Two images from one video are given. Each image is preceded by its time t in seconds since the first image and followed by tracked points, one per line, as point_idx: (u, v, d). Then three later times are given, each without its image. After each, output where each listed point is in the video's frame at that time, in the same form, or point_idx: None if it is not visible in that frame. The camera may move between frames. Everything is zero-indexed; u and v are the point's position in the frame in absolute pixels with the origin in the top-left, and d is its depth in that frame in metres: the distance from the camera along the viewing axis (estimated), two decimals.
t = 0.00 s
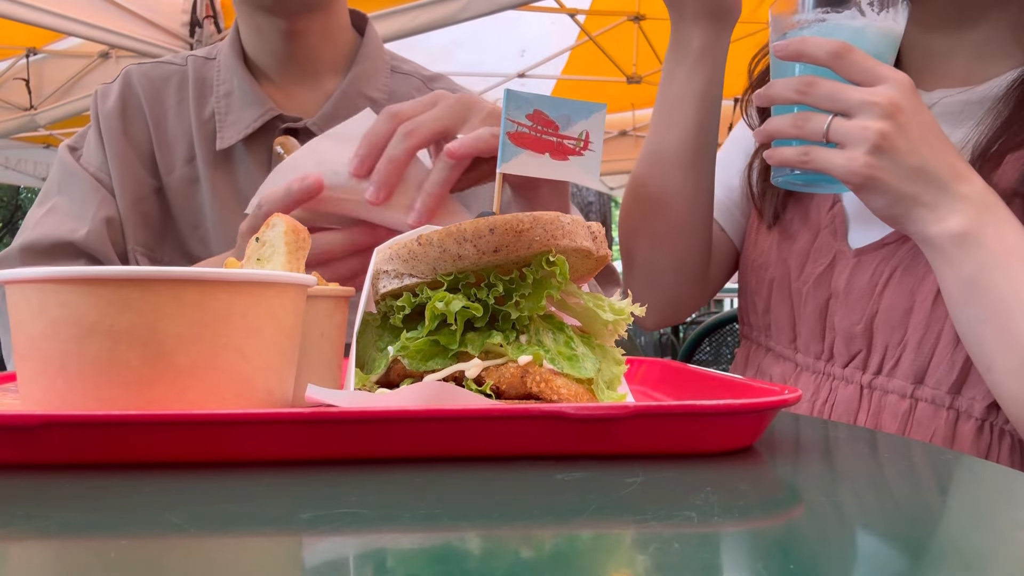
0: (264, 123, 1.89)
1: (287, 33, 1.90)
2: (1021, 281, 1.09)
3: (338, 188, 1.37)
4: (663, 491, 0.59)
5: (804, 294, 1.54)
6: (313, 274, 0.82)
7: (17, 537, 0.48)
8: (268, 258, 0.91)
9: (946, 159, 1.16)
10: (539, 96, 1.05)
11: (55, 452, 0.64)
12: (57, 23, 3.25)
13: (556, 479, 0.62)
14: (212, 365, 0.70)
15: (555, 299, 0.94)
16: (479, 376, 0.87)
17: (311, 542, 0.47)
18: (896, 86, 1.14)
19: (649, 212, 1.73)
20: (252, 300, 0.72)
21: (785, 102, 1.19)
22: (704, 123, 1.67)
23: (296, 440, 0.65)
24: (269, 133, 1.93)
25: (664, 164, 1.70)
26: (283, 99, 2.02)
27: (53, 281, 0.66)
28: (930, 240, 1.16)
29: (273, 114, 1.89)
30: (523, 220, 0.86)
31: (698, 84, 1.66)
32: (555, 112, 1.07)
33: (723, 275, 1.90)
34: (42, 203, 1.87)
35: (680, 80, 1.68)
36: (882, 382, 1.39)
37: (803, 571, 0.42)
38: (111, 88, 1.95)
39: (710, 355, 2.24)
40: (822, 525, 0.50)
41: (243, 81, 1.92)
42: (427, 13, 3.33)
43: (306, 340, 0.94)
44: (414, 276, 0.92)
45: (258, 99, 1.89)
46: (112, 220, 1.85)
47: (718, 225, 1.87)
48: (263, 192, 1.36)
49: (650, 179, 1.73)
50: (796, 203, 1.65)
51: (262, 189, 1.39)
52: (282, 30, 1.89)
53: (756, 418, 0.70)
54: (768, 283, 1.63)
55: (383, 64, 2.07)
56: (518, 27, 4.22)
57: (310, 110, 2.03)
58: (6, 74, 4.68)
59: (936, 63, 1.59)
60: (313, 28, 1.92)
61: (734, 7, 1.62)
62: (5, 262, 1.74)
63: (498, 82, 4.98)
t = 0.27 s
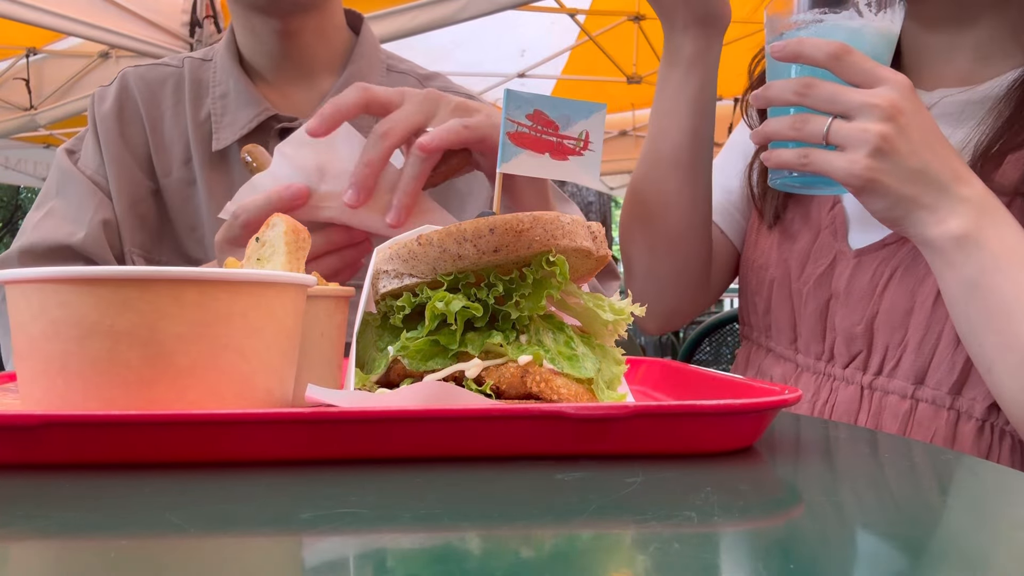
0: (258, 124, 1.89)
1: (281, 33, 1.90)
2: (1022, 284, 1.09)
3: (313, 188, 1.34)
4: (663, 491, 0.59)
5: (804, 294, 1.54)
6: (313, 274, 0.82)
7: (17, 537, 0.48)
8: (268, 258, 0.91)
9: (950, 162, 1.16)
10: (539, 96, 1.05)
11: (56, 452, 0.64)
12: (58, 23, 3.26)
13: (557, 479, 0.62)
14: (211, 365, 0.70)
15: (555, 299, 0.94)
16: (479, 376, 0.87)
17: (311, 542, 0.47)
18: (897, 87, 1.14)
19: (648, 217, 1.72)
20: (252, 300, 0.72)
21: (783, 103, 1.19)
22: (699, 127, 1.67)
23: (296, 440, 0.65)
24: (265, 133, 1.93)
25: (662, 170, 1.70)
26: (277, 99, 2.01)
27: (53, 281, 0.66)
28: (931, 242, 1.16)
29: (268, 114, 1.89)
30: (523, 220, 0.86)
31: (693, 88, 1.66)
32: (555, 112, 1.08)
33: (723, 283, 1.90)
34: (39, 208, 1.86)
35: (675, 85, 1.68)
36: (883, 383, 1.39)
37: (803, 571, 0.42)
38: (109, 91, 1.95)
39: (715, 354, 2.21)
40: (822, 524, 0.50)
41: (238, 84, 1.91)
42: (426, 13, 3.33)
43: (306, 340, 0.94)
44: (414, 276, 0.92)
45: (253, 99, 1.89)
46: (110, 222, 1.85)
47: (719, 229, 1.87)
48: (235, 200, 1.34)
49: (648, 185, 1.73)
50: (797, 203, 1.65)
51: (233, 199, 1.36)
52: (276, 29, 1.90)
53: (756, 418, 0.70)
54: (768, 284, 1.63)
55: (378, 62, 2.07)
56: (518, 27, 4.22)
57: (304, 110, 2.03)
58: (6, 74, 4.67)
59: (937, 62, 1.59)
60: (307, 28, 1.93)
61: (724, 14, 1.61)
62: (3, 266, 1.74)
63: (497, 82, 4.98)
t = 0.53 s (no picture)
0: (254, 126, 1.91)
1: (277, 32, 1.91)
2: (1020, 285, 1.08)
3: (280, 176, 1.30)
4: (663, 491, 0.59)
5: (803, 295, 1.54)
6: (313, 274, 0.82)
7: (17, 537, 0.48)
8: (268, 258, 0.91)
9: (943, 161, 1.14)
10: (539, 96, 1.05)
11: (56, 452, 0.64)
12: (58, 23, 3.26)
13: (557, 479, 0.62)
14: (212, 365, 0.70)
15: (554, 299, 0.94)
16: (479, 376, 0.87)
17: (311, 542, 0.47)
18: (893, 89, 1.13)
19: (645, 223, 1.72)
20: (252, 300, 0.72)
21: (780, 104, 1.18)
22: (692, 131, 1.65)
23: (297, 440, 0.65)
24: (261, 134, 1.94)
25: (658, 175, 1.69)
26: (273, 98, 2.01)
27: (53, 281, 0.66)
28: (928, 244, 1.15)
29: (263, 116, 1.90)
30: (523, 220, 0.86)
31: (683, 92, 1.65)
32: (555, 112, 1.08)
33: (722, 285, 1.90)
34: (36, 210, 1.87)
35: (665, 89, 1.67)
36: (882, 383, 1.39)
37: (803, 571, 0.42)
38: (105, 93, 1.95)
39: (716, 355, 2.20)
40: (821, 525, 0.50)
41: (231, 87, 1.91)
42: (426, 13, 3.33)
43: (306, 340, 0.94)
44: (414, 276, 0.92)
45: (249, 99, 1.90)
46: (105, 226, 1.86)
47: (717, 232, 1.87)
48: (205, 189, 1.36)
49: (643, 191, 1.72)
50: (796, 203, 1.65)
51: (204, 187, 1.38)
52: (272, 29, 1.90)
53: (756, 418, 0.70)
54: (767, 285, 1.63)
55: (374, 61, 2.05)
56: (517, 27, 4.22)
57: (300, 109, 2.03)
58: (6, 74, 4.67)
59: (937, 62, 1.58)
60: (302, 27, 1.93)
61: (711, 16, 1.60)
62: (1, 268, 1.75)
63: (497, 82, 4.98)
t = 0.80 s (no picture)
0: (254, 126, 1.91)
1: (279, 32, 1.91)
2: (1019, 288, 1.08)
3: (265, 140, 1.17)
4: (663, 491, 0.59)
5: (801, 295, 1.54)
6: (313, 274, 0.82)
7: (17, 537, 0.48)
8: (268, 258, 0.91)
9: (943, 163, 1.14)
10: (539, 96, 1.05)
11: (56, 452, 0.64)
12: (59, 24, 3.26)
13: (557, 479, 0.62)
14: (212, 365, 0.70)
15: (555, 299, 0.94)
16: (479, 376, 0.87)
17: (312, 542, 0.47)
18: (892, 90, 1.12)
19: (641, 229, 1.72)
20: (252, 300, 0.72)
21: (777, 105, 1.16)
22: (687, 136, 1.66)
23: (297, 440, 0.65)
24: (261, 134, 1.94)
25: (654, 181, 1.70)
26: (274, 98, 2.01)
27: (53, 281, 0.66)
28: (926, 246, 1.15)
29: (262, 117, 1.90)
30: (523, 220, 0.86)
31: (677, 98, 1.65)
32: (555, 112, 1.08)
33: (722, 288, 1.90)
34: (30, 204, 1.85)
35: (660, 97, 1.68)
36: (880, 383, 1.39)
37: (803, 571, 0.42)
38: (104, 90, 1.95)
39: (716, 354, 2.20)
40: (820, 524, 0.51)
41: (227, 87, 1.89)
42: (426, 13, 3.33)
43: (306, 340, 0.94)
44: (414, 276, 0.92)
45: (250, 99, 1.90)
46: (99, 219, 1.87)
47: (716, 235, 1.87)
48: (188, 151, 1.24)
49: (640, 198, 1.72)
50: (795, 203, 1.65)
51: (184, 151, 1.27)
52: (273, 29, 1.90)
53: (756, 418, 0.70)
54: (765, 286, 1.63)
55: (374, 61, 2.06)
56: (517, 26, 4.22)
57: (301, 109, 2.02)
58: (6, 74, 4.67)
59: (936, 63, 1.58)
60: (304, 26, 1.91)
61: (705, 21, 1.59)
62: None
63: (497, 82, 4.98)
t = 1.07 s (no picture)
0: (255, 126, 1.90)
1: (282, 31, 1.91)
2: (1016, 288, 1.09)
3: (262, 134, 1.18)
4: (662, 491, 0.59)
5: (801, 296, 1.54)
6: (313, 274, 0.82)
7: (17, 537, 0.48)
8: (268, 258, 0.91)
9: (940, 165, 1.14)
10: (539, 96, 1.05)
11: (56, 452, 0.64)
12: (58, 24, 3.26)
13: (557, 479, 0.62)
14: (211, 366, 0.70)
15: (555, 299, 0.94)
16: (479, 376, 0.87)
17: (312, 542, 0.47)
18: (889, 91, 1.12)
19: (640, 232, 1.72)
20: (252, 300, 0.73)
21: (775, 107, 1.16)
22: (684, 139, 1.66)
23: (297, 440, 0.65)
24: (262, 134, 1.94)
25: (652, 184, 1.70)
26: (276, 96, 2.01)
27: (53, 281, 0.66)
28: (924, 248, 1.15)
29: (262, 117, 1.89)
30: (523, 220, 0.86)
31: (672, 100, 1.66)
32: (555, 112, 1.08)
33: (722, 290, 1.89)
34: (34, 199, 1.87)
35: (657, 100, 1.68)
36: (880, 384, 1.39)
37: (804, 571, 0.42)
38: (108, 88, 1.95)
39: (716, 353, 2.21)
40: (820, 523, 0.51)
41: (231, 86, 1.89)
42: (426, 14, 3.33)
43: (305, 340, 0.94)
44: (414, 276, 0.92)
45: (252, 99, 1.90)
46: (102, 215, 1.87)
47: (715, 234, 1.87)
48: (186, 149, 1.23)
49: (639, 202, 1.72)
50: (795, 203, 1.65)
51: (183, 151, 1.26)
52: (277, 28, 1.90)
53: (756, 418, 0.70)
54: (764, 286, 1.63)
55: (377, 61, 2.06)
56: (517, 26, 4.22)
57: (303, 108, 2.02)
58: (7, 74, 4.66)
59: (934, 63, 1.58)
60: (309, 26, 1.94)
61: (700, 22, 1.59)
62: None
63: (497, 82, 4.98)
